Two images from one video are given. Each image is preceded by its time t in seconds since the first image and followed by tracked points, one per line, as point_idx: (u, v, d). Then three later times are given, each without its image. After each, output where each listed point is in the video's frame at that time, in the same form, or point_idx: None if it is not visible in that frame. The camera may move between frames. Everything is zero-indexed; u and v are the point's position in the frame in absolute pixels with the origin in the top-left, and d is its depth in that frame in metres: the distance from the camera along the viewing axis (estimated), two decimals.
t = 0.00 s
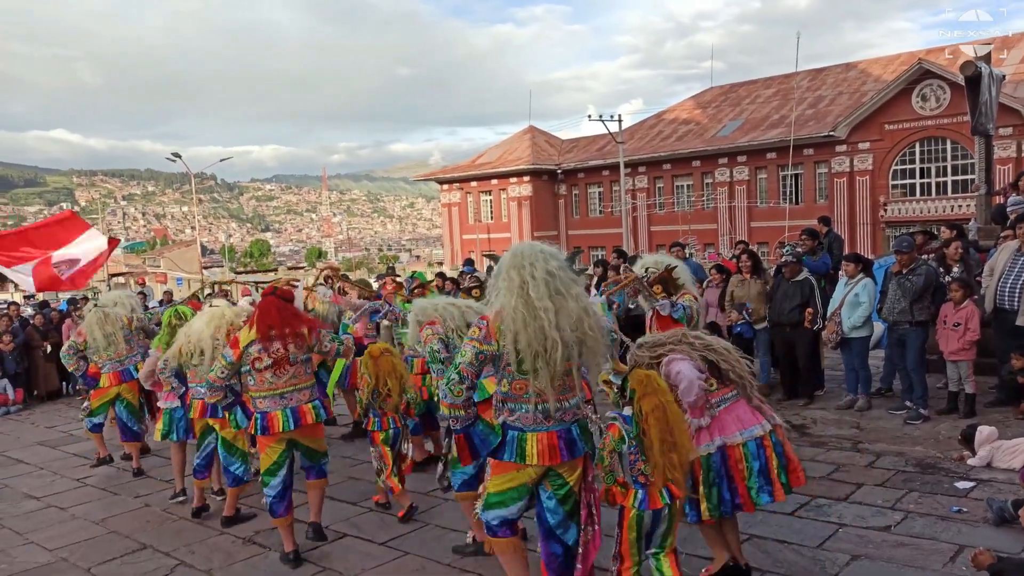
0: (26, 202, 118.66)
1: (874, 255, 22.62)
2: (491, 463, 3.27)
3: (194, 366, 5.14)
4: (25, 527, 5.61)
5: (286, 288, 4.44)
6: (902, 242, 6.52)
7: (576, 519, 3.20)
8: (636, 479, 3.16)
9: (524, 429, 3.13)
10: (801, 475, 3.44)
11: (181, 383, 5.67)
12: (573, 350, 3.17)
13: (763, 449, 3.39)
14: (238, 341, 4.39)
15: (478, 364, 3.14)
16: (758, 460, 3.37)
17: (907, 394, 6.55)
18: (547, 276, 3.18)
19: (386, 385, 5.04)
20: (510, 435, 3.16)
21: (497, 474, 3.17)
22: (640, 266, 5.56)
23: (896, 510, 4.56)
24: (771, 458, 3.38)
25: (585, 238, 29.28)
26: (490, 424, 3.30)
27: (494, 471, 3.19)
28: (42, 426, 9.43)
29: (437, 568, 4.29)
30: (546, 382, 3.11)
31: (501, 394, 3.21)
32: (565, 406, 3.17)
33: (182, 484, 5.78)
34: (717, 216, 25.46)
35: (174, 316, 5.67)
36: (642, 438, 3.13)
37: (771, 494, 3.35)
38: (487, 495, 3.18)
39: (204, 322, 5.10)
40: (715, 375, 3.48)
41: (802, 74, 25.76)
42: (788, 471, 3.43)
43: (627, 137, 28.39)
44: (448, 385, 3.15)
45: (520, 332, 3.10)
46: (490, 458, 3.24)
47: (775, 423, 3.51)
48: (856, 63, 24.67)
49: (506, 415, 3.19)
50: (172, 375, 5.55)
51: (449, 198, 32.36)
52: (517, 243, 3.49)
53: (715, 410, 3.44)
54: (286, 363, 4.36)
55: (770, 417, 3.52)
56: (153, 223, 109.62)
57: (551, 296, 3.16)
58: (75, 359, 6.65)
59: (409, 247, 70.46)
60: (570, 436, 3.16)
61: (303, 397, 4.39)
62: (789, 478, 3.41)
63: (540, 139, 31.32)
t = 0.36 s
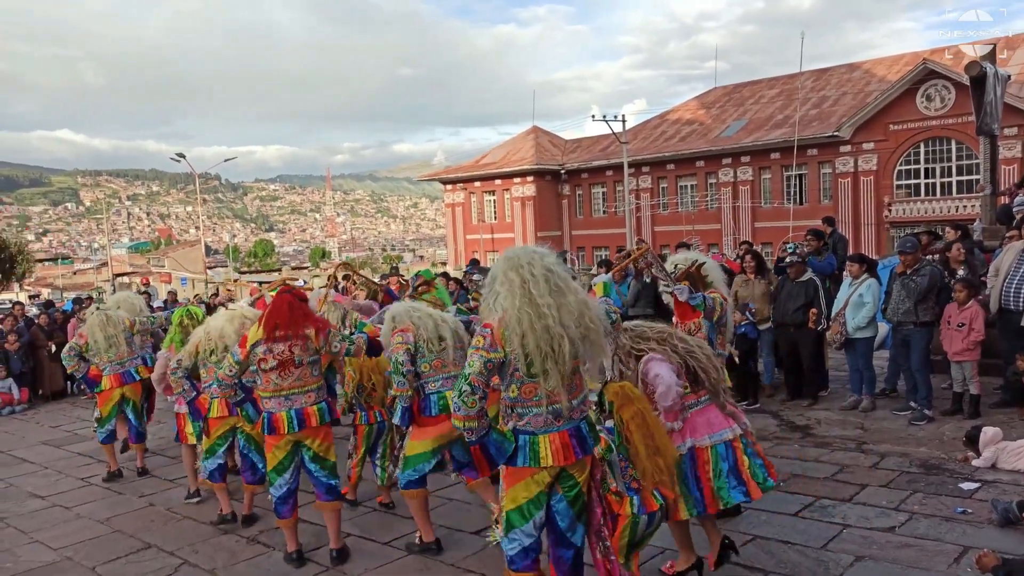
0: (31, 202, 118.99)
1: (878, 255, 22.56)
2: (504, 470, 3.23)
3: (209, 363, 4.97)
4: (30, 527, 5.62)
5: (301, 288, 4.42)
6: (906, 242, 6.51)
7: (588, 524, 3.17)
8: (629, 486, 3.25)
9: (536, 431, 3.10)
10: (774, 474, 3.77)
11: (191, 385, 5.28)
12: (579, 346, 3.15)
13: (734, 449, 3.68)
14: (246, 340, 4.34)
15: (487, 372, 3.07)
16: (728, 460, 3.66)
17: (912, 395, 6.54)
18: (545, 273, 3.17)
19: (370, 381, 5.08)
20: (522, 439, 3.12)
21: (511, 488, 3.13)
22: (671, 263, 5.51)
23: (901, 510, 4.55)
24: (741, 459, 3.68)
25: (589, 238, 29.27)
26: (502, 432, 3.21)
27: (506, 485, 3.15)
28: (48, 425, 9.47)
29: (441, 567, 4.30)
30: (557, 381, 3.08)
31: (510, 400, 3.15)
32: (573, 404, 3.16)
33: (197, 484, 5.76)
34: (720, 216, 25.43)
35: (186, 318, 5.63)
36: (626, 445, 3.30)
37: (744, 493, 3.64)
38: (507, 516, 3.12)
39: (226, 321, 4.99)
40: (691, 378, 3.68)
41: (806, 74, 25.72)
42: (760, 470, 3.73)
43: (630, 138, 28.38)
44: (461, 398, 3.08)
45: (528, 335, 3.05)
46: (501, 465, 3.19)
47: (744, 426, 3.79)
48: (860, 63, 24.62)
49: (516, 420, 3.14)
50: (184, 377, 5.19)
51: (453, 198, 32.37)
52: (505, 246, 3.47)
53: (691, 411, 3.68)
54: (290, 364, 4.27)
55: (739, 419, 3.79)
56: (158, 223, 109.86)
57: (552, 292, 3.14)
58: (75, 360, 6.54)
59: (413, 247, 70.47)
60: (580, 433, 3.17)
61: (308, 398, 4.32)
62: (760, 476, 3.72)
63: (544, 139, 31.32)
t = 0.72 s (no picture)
0: (35, 202, 119.12)
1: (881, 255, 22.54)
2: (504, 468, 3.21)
3: (210, 364, 4.81)
4: (34, 526, 5.63)
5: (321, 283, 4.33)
6: (910, 242, 6.50)
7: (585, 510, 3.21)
8: (619, 467, 3.30)
9: (535, 430, 3.07)
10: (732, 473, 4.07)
11: (196, 387, 5.44)
12: (577, 344, 3.12)
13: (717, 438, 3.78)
14: (275, 334, 4.29)
15: (484, 361, 3.08)
16: (715, 447, 3.74)
17: (915, 395, 6.52)
18: (550, 269, 3.18)
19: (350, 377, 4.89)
20: (521, 437, 3.09)
21: (515, 490, 3.11)
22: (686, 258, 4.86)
23: (904, 511, 4.55)
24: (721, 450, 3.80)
25: (591, 238, 29.27)
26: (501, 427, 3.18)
27: (512, 487, 3.12)
28: (51, 425, 9.47)
29: (445, 567, 4.30)
30: (552, 375, 3.06)
31: (507, 393, 3.14)
32: (572, 404, 3.14)
33: (196, 488, 5.63)
34: (723, 216, 25.42)
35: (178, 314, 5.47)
36: (615, 426, 3.33)
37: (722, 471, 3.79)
38: (518, 520, 3.09)
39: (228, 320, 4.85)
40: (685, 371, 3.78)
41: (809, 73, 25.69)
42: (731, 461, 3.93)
43: (633, 137, 28.36)
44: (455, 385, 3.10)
45: (525, 327, 3.05)
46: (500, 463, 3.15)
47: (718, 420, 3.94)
48: (863, 62, 24.58)
49: (513, 415, 3.13)
50: (188, 379, 5.32)
51: (455, 198, 32.38)
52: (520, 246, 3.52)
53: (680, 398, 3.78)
54: (321, 359, 4.27)
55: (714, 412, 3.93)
56: (160, 223, 110.03)
57: (557, 287, 3.14)
58: (71, 359, 6.59)
59: (415, 247, 70.52)
60: (580, 433, 3.14)
61: (334, 395, 4.29)
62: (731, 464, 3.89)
63: (547, 139, 31.32)
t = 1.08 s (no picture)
0: (39, 202, 119.39)
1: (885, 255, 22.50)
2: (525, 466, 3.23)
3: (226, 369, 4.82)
4: (38, 526, 5.64)
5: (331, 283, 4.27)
6: (913, 242, 6.49)
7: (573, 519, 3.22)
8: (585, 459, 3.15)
9: (559, 434, 3.08)
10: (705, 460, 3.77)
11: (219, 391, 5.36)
12: (605, 349, 3.12)
13: (677, 438, 3.54)
14: (287, 334, 4.17)
15: (512, 362, 3.09)
16: (670, 444, 3.53)
17: (920, 395, 6.51)
18: (580, 274, 3.20)
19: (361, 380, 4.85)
20: (545, 440, 3.10)
21: (536, 492, 3.12)
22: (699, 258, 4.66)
23: (909, 511, 4.54)
24: (681, 445, 3.55)
25: (594, 238, 29.26)
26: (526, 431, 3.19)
27: (532, 490, 3.14)
28: (55, 425, 9.50)
29: (448, 567, 4.30)
30: (580, 377, 3.07)
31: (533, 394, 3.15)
32: (598, 409, 3.12)
33: (202, 487, 5.66)
34: (727, 216, 25.39)
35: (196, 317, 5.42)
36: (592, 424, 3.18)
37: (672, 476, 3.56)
38: (531, 523, 3.12)
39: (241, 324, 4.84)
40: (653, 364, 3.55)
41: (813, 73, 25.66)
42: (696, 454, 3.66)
43: (636, 138, 28.35)
44: (485, 384, 3.09)
45: (555, 328, 3.06)
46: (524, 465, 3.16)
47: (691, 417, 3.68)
48: (867, 63, 24.55)
49: (540, 418, 3.13)
50: (210, 382, 5.10)
51: (459, 198, 32.39)
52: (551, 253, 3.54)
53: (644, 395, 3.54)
54: (336, 360, 4.25)
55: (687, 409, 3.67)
56: (164, 223, 110.23)
57: (588, 293, 3.15)
58: (88, 365, 6.53)
59: (419, 247, 70.57)
60: (606, 441, 3.12)
61: (349, 396, 4.29)
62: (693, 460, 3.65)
63: (550, 139, 31.31)
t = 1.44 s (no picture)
0: (42, 202, 119.56)
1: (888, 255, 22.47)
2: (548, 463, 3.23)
3: (253, 371, 4.83)
4: (42, 525, 5.65)
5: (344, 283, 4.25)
6: (917, 241, 6.47)
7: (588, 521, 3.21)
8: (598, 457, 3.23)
9: (582, 435, 3.07)
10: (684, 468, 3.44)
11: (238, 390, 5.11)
12: (629, 352, 3.15)
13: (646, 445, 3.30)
14: (303, 340, 4.08)
15: (536, 363, 3.09)
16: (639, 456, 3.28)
17: (922, 395, 6.49)
18: (603, 274, 3.21)
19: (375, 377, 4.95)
20: (568, 441, 3.09)
21: (554, 490, 3.12)
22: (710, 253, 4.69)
23: (911, 512, 4.53)
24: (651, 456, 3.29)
25: (597, 238, 29.26)
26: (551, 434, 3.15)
27: (550, 488, 3.14)
28: (58, 424, 9.53)
29: (451, 566, 4.31)
30: (605, 380, 3.08)
31: (555, 396, 3.15)
32: (620, 410, 3.13)
33: (226, 487, 5.74)
34: (729, 216, 25.38)
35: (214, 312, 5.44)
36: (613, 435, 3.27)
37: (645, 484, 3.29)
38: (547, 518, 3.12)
39: (270, 325, 4.80)
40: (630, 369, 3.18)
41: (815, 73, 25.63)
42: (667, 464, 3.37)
43: (638, 138, 28.34)
44: (510, 388, 3.09)
45: (582, 331, 3.06)
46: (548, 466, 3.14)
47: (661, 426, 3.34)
48: (870, 63, 24.50)
49: (562, 419, 3.12)
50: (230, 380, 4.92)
51: (461, 198, 32.39)
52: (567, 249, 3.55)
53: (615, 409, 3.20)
54: (353, 363, 4.22)
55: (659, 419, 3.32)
56: (167, 224, 110.38)
57: (613, 294, 3.18)
58: (97, 361, 6.56)
59: (421, 248, 70.64)
60: (627, 441, 3.12)
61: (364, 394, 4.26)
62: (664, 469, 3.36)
63: (552, 139, 31.30)
